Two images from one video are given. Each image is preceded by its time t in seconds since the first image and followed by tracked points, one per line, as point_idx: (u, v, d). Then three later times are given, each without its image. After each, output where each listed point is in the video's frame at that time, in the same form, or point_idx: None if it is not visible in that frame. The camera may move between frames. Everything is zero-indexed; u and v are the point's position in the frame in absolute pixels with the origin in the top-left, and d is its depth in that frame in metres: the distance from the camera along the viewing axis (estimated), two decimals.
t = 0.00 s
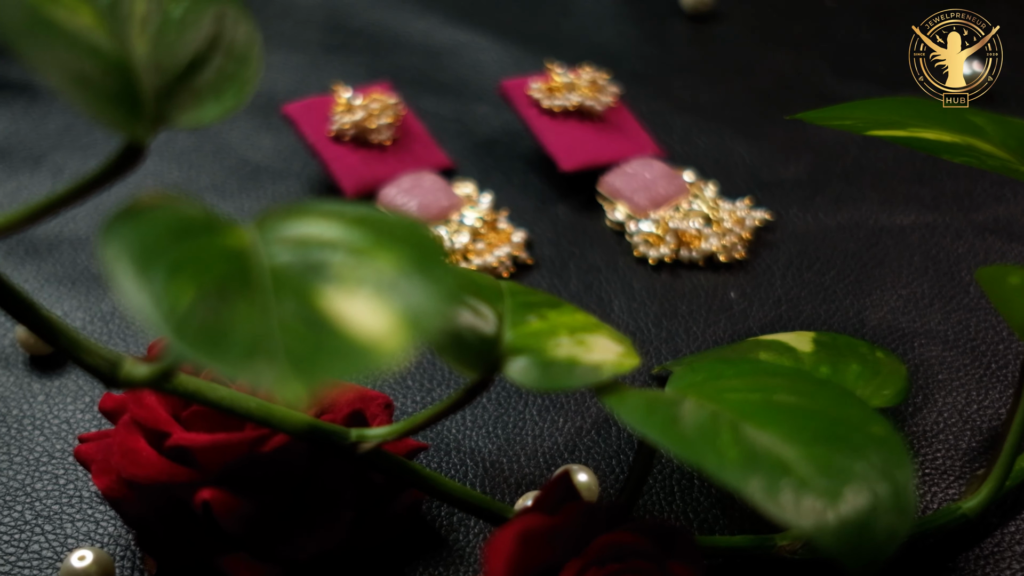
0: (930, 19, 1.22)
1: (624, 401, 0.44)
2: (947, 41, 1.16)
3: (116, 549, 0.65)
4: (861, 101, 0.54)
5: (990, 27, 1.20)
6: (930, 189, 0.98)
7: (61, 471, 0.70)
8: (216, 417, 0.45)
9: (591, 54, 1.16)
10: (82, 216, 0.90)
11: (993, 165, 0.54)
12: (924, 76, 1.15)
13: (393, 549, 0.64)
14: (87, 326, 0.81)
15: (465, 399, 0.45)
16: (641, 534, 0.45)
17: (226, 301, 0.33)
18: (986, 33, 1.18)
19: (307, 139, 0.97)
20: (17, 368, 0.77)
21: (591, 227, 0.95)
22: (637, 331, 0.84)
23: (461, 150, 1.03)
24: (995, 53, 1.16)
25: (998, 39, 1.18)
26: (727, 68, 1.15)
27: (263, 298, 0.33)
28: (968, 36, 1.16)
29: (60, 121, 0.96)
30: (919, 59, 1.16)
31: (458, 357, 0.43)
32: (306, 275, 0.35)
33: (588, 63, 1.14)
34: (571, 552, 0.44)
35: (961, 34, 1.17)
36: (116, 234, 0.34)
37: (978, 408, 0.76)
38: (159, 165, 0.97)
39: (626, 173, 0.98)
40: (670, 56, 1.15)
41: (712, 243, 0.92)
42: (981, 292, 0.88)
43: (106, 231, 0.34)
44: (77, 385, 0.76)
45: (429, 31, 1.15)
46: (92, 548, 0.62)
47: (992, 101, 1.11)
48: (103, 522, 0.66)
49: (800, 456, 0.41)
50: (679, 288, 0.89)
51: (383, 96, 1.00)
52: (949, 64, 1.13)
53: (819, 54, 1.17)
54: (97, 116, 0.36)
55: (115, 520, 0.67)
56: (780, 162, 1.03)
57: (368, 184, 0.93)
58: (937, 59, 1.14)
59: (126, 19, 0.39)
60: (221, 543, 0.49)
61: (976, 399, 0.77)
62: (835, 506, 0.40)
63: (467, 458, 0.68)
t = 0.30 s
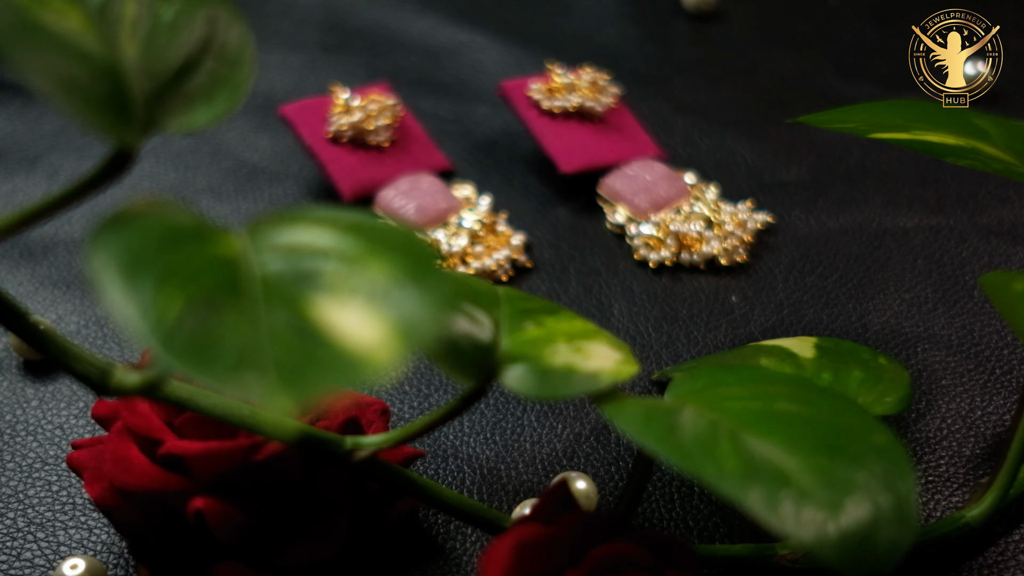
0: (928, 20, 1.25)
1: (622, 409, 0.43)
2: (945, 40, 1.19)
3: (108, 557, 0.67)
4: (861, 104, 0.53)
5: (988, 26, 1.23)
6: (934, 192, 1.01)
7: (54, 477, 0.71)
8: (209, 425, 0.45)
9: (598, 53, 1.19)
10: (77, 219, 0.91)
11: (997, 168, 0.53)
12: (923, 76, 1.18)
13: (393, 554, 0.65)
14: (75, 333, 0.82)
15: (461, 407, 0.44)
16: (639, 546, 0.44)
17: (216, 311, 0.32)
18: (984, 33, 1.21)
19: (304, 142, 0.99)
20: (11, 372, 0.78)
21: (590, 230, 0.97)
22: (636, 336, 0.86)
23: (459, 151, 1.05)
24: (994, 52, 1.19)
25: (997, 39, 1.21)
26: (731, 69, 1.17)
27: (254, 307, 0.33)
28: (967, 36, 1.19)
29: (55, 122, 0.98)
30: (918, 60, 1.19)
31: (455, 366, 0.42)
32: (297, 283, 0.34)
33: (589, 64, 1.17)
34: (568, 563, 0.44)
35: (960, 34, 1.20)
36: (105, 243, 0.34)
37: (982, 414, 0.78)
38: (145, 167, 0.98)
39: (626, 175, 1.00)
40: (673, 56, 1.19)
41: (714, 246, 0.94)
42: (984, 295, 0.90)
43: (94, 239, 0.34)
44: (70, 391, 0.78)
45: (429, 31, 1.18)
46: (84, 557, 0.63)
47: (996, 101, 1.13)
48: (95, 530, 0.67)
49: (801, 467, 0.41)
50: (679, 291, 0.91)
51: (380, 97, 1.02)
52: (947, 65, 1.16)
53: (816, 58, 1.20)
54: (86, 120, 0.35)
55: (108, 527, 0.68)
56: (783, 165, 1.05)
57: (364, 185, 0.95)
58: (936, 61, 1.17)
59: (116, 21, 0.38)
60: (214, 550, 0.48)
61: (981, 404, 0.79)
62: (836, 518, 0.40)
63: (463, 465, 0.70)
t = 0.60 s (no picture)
0: (930, 19, 1.32)
1: (618, 422, 0.42)
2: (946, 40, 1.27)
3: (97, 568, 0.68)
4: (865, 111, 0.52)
5: (988, 27, 1.30)
6: (937, 197, 1.05)
7: (44, 487, 0.73)
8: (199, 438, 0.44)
9: (593, 54, 1.25)
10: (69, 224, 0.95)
11: (999, 173, 0.53)
12: (924, 75, 1.24)
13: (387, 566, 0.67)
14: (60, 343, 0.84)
15: (454, 418, 0.44)
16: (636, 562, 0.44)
17: (200, 326, 0.32)
18: (986, 32, 1.28)
19: (299, 145, 1.03)
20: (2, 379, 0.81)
21: (589, 234, 1.01)
22: (636, 344, 0.89)
23: (455, 154, 1.10)
24: (994, 52, 1.26)
25: (997, 39, 1.28)
26: (732, 72, 1.23)
27: (239, 321, 0.32)
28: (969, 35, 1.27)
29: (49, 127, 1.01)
30: (919, 58, 1.26)
31: (445, 377, 0.41)
32: (284, 297, 0.33)
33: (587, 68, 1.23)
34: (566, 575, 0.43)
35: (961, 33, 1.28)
36: (88, 256, 0.33)
37: (984, 423, 0.80)
38: (133, 176, 1.02)
39: (624, 179, 1.05)
40: (674, 58, 1.25)
41: (713, 252, 0.98)
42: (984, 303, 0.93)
43: (79, 251, 0.33)
44: (60, 401, 0.81)
45: (426, 33, 1.24)
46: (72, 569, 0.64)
47: (1001, 104, 1.20)
48: (86, 541, 0.69)
49: (801, 482, 0.40)
50: (678, 297, 0.95)
51: (376, 99, 1.06)
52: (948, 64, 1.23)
53: (804, 64, 1.25)
54: (70, 130, 0.35)
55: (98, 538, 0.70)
56: (783, 170, 1.10)
57: (360, 189, 1.00)
58: (937, 60, 1.24)
59: (103, 27, 0.37)
60: (204, 563, 0.48)
61: (982, 413, 0.81)
62: (835, 535, 0.39)
63: (459, 475, 0.72)
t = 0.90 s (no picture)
0: (930, 19, 1.32)
1: (613, 434, 0.42)
2: (947, 40, 1.27)
3: None
4: (861, 117, 0.52)
5: (989, 27, 1.30)
6: (938, 202, 1.06)
7: (34, 497, 0.74)
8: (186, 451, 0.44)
9: (591, 56, 1.26)
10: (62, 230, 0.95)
11: (1000, 181, 0.52)
12: (924, 75, 1.25)
13: None
14: (52, 350, 0.84)
15: (447, 429, 0.43)
16: None
17: (185, 340, 0.31)
18: (985, 32, 1.29)
19: (295, 149, 1.03)
20: None
21: (587, 239, 1.02)
22: (633, 350, 0.90)
23: (453, 159, 1.10)
24: (994, 52, 1.26)
25: (997, 38, 1.28)
26: (731, 74, 1.24)
27: (225, 334, 0.31)
28: (969, 36, 1.27)
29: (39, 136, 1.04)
30: (918, 58, 1.26)
31: (437, 387, 0.40)
32: (272, 309, 0.32)
33: (585, 71, 1.23)
34: None
35: (960, 34, 1.28)
36: (73, 268, 0.33)
37: (985, 432, 0.80)
38: (124, 178, 1.02)
39: (621, 184, 1.06)
40: (672, 62, 1.25)
41: (712, 258, 0.99)
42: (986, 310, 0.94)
43: (61, 264, 0.33)
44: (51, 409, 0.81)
45: (424, 36, 1.25)
46: None
47: (1002, 107, 1.20)
48: (75, 551, 0.69)
49: (798, 496, 0.39)
50: (676, 304, 0.95)
51: (373, 103, 1.07)
52: (948, 64, 1.24)
53: (803, 65, 1.25)
54: (59, 140, 0.35)
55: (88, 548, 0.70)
56: (782, 174, 1.10)
57: (356, 194, 1.00)
58: (937, 60, 1.25)
59: (89, 34, 0.36)
60: None
61: (983, 421, 0.82)
62: (833, 550, 0.38)
63: (453, 484, 0.73)
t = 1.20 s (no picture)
0: (930, 18, 1.32)
1: (605, 447, 0.41)
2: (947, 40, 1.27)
3: None
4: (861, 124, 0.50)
5: (989, 27, 1.30)
6: (938, 208, 1.06)
7: (22, 507, 0.74)
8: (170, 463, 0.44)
9: (588, 58, 1.26)
10: (53, 235, 0.95)
11: (1001, 186, 0.51)
12: (924, 75, 1.25)
13: None
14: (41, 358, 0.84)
15: (439, 441, 0.43)
16: None
17: (164, 356, 0.30)
18: (986, 32, 1.29)
19: (288, 153, 1.03)
20: None
21: (584, 245, 1.02)
22: (629, 358, 0.90)
23: (449, 163, 1.10)
24: (994, 52, 1.27)
25: (996, 37, 1.28)
26: (729, 77, 1.23)
27: (206, 350, 0.31)
28: (969, 35, 1.27)
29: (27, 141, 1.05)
30: (918, 58, 1.26)
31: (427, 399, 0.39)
32: (255, 322, 0.32)
33: (582, 74, 1.23)
34: None
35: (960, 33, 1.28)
36: (52, 280, 0.32)
37: (985, 442, 0.82)
38: (115, 183, 1.01)
39: (618, 190, 1.06)
40: (670, 64, 1.25)
41: (709, 264, 0.99)
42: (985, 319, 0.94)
43: (39, 276, 0.32)
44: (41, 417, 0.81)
45: (421, 38, 1.24)
46: None
47: (1004, 111, 1.19)
48: (62, 562, 0.69)
49: (794, 511, 0.39)
50: (671, 311, 0.96)
51: (367, 107, 1.06)
52: (948, 64, 1.24)
53: (802, 66, 1.25)
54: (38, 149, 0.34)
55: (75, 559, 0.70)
56: (780, 179, 1.10)
57: (350, 199, 1.00)
58: (938, 60, 1.25)
59: (72, 42, 0.36)
60: None
61: (983, 432, 0.83)
62: (829, 567, 0.38)
63: (446, 494, 0.74)
